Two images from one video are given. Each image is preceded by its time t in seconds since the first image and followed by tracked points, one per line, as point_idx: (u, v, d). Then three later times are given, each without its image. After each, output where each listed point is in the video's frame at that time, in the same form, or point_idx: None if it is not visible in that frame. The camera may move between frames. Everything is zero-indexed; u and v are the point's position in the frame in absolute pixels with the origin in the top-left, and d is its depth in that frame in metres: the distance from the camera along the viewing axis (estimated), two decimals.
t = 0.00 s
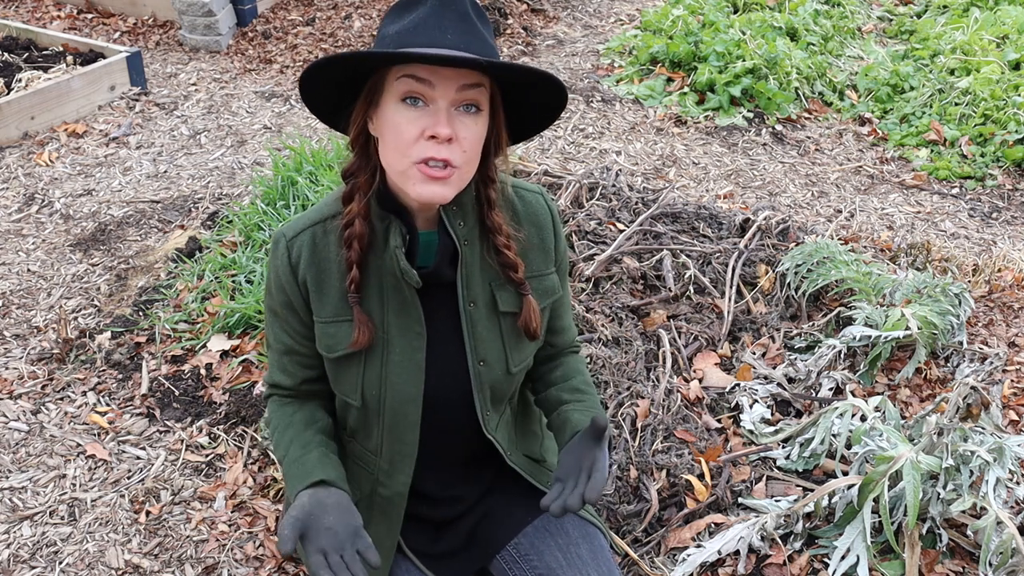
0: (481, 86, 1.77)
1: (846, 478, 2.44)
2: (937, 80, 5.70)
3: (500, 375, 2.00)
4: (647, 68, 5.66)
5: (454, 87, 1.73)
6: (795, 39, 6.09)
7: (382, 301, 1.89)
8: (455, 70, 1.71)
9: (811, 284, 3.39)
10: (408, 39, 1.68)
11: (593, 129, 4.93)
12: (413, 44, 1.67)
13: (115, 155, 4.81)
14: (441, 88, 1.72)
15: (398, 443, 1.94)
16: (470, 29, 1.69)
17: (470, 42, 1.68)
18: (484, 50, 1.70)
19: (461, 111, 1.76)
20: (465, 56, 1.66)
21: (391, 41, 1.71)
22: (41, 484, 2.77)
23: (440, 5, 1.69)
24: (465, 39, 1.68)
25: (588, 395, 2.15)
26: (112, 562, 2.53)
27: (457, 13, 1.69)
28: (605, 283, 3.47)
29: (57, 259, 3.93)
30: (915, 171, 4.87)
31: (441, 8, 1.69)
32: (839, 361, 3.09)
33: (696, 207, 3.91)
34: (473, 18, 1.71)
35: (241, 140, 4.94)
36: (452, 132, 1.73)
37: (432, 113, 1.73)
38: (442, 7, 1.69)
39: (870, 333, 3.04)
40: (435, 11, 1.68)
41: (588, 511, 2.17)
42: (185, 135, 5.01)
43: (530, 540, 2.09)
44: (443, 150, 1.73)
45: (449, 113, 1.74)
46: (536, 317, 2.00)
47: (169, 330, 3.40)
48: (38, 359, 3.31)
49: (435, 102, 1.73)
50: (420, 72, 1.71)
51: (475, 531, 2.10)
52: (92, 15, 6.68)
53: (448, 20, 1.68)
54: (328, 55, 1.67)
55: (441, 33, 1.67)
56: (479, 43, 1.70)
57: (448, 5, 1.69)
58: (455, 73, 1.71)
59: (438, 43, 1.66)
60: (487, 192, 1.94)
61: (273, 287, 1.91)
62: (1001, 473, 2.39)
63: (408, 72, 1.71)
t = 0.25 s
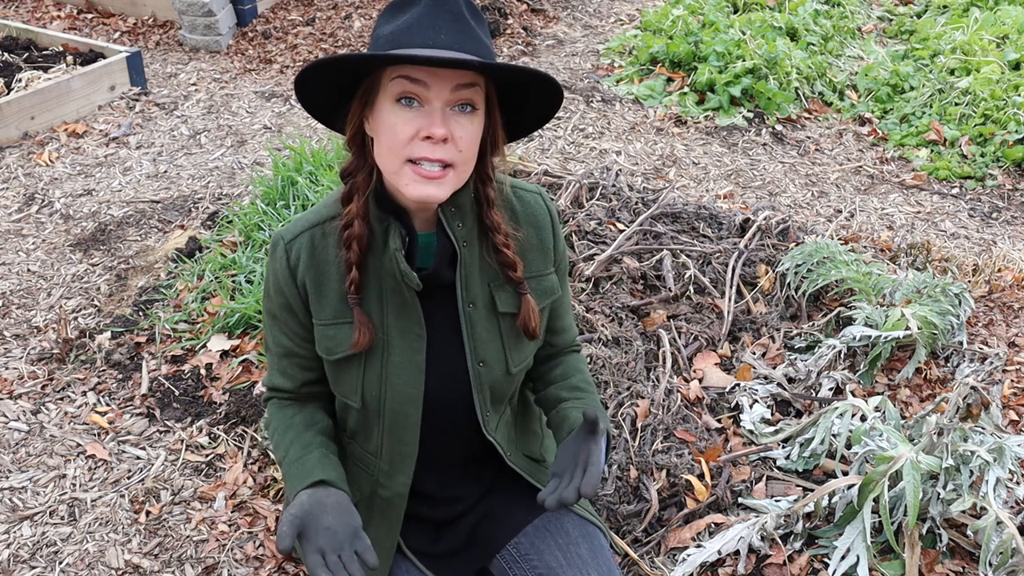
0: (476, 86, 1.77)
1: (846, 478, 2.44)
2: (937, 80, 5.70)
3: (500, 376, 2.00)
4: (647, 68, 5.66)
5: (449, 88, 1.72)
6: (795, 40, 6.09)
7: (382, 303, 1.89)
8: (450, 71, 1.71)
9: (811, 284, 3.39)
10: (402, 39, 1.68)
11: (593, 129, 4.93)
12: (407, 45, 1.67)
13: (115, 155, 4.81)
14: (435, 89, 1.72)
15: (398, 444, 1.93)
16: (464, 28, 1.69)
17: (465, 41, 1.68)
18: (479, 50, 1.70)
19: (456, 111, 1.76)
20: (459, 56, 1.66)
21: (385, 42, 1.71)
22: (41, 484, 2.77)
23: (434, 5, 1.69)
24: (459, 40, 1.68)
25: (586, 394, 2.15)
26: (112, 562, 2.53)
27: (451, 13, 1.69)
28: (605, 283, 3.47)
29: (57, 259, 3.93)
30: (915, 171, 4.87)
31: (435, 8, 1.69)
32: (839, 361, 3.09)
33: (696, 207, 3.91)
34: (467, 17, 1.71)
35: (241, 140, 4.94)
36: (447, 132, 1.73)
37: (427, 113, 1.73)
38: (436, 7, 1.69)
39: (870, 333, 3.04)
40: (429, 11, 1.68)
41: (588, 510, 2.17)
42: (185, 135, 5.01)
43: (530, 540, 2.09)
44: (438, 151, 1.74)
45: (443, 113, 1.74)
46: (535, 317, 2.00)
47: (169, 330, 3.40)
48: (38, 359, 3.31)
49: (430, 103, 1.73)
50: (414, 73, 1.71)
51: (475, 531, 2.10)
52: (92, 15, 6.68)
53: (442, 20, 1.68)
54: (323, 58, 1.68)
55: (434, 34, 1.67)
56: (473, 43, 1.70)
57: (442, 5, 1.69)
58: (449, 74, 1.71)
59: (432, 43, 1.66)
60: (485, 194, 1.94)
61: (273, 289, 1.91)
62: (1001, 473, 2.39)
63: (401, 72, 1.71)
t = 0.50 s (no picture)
0: (474, 86, 1.76)
1: (846, 478, 2.44)
2: (937, 80, 5.70)
3: (499, 378, 2.00)
4: (647, 68, 5.66)
5: (447, 89, 1.72)
6: (795, 40, 6.09)
7: (381, 303, 1.89)
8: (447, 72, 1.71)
9: (811, 284, 3.39)
10: (400, 39, 1.68)
11: (593, 129, 4.93)
12: (406, 46, 1.67)
13: (115, 155, 4.81)
14: (432, 90, 1.72)
15: (398, 445, 1.93)
16: (463, 29, 1.69)
17: (463, 42, 1.69)
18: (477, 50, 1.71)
19: (454, 112, 1.76)
20: (457, 57, 1.66)
21: (383, 42, 1.71)
22: (41, 484, 2.77)
23: (432, 5, 1.69)
24: (456, 40, 1.68)
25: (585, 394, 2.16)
26: (112, 562, 2.53)
27: (449, 13, 1.69)
28: (605, 283, 3.47)
29: (57, 259, 3.93)
30: (915, 171, 4.87)
31: (433, 8, 1.69)
32: (839, 361, 3.09)
33: (696, 207, 3.91)
34: (466, 16, 1.71)
35: (241, 140, 4.94)
36: (445, 133, 1.73)
37: (425, 114, 1.73)
38: (434, 7, 1.69)
39: (870, 333, 3.04)
40: (427, 11, 1.68)
41: (587, 511, 2.17)
42: (185, 135, 5.01)
43: (529, 541, 2.09)
44: (435, 152, 1.74)
45: (441, 114, 1.74)
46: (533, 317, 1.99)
47: (169, 330, 3.40)
48: (38, 359, 3.31)
49: (428, 104, 1.73)
50: (412, 74, 1.70)
51: (474, 532, 2.10)
52: (92, 15, 6.68)
53: (440, 20, 1.68)
54: (321, 59, 1.68)
55: (432, 35, 1.67)
56: (471, 43, 1.70)
57: (440, 5, 1.69)
58: (446, 74, 1.71)
59: (429, 44, 1.67)
60: (486, 196, 1.94)
61: (272, 290, 1.91)
62: (1001, 473, 2.39)
63: (398, 74, 1.71)
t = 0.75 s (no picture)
0: (469, 79, 1.76)
1: (846, 478, 2.44)
2: (937, 80, 5.70)
3: (499, 378, 2.00)
4: (647, 68, 5.66)
5: (442, 82, 1.72)
6: (795, 40, 6.09)
7: (383, 303, 1.90)
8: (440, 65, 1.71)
9: (811, 284, 3.39)
10: (391, 38, 1.68)
11: (593, 129, 4.93)
12: (396, 44, 1.67)
13: (115, 155, 4.81)
14: (427, 84, 1.72)
15: (397, 446, 1.93)
16: (452, 22, 1.69)
17: (454, 35, 1.69)
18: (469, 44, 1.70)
19: (450, 105, 1.75)
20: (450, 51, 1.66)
21: (374, 43, 1.71)
22: (41, 484, 2.77)
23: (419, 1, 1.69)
24: (447, 34, 1.68)
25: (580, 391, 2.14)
26: (112, 561, 2.53)
27: (437, 7, 1.69)
28: (605, 283, 3.47)
29: (57, 259, 3.93)
30: (914, 171, 4.87)
31: (420, 4, 1.68)
32: (839, 361, 3.09)
33: (695, 207, 3.91)
34: (455, 12, 1.70)
35: (241, 140, 4.94)
36: (443, 126, 1.73)
37: (422, 109, 1.73)
38: (422, 3, 1.69)
39: (870, 333, 3.04)
40: (415, 7, 1.68)
41: (587, 511, 2.17)
42: (185, 135, 5.01)
43: (529, 542, 2.09)
44: (435, 146, 1.73)
45: (438, 108, 1.73)
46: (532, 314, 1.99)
47: (169, 330, 3.40)
48: (38, 359, 3.31)
49: (424, 99, 1.73)
50: (406, 70, 1.71)
51: (474, 533, 2.10)
52: (92, 15, 6.68)
53: (429, 15, 1.68)
54: (315, 62, 1.67)
55: (423, 30, 1.67)
56: (461, 35, 1.70)
57: None
58: (440, 68, 1.71)
59: (421, 40, 1.67)
60: (488, 196, 1.94)
61: (274, 289, 1.91)
62: (1001, 473, 2.39)
63: (393, 71, 1.71)
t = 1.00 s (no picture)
0: (467, 69, 1.77)
1: (846, 478, 2.44)
2: (937, 80, 5.70)
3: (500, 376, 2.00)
4: (647, 68, 5.66)
5: (440, 73, 1.73)
6: (795, 39, 6.09)
7: (385, 297, 1.90)
8: (438, 56, 1.72)
9: (811, 284, 3.39)
10: (385, 35, 1.67)
11: (593, 129, 4.93)
12: (391, 40, 1.66)
13: (115, 155, 4.81)
14: (427, 77, 1.72)
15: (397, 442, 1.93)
16: (441, 12, 1.70)
17: (445, 24, 1.69)
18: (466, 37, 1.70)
19: (451, 95, 1.76)
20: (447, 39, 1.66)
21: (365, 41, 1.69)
22: (41, 484, 2.77)
23: None
24: (439, 23, 1.68)
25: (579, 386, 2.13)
26: (111, 562, 2.53)
27: None
28: (605, 283, 3.47)
29: (57, 259, 3.93)
30: (914, 171, 4.87)
31: None
32: (839, 361, 3.09)
33: (695, 207, 3.91)
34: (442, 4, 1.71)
35: (241, 140, 4.94)
36: (447, 117, 1.73)
37: (425, 102, 1.73)
38: None
39: (870, 333, 3.04)
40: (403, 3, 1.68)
41: (587, 510, 2.16)
42: (185, 135, 5.01)
43: (529, 541, 2.08)
44: (442, 136, 1.73)
45: (440, 100, 1.74)
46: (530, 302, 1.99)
47: (169, 329, 3.40)
48: (38, 359, 3.31)
49: (425, 91, 1.73)
50: (406, 66, 1.71)
51: (474, 532, 2.10)
52: (92, 15, 6.68)
53: (417, 8, 1.68)
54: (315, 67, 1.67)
55: (415, 23, 1.67)
56: (452, 24, 1.70)
57: None
58: (439, 58, 1.72)
59: (415, 33, 1.66)
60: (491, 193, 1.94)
61: (278, 281, 1.90)
62: (1001, 473, 2.39)
63: (392, 68, 1.72)
